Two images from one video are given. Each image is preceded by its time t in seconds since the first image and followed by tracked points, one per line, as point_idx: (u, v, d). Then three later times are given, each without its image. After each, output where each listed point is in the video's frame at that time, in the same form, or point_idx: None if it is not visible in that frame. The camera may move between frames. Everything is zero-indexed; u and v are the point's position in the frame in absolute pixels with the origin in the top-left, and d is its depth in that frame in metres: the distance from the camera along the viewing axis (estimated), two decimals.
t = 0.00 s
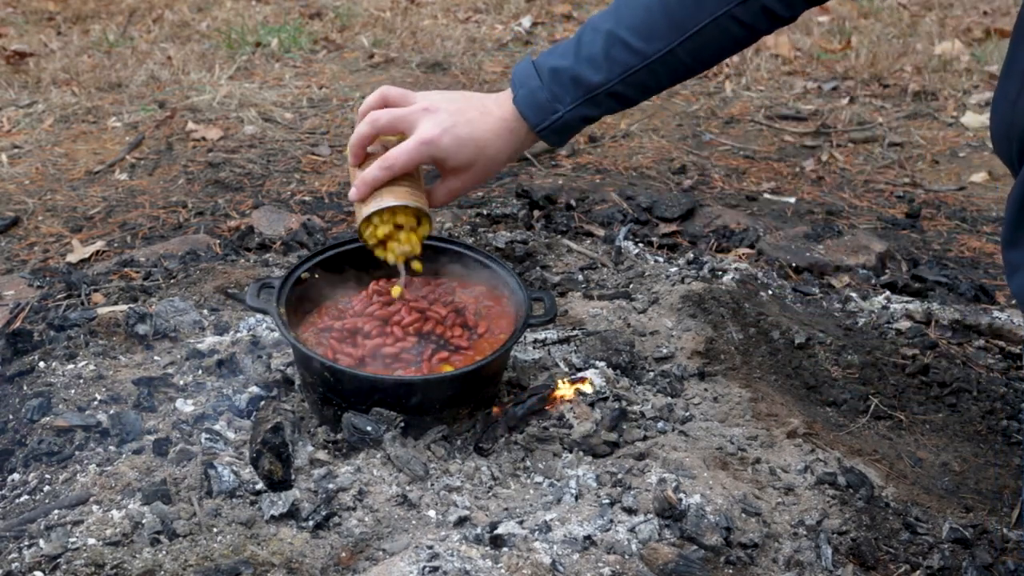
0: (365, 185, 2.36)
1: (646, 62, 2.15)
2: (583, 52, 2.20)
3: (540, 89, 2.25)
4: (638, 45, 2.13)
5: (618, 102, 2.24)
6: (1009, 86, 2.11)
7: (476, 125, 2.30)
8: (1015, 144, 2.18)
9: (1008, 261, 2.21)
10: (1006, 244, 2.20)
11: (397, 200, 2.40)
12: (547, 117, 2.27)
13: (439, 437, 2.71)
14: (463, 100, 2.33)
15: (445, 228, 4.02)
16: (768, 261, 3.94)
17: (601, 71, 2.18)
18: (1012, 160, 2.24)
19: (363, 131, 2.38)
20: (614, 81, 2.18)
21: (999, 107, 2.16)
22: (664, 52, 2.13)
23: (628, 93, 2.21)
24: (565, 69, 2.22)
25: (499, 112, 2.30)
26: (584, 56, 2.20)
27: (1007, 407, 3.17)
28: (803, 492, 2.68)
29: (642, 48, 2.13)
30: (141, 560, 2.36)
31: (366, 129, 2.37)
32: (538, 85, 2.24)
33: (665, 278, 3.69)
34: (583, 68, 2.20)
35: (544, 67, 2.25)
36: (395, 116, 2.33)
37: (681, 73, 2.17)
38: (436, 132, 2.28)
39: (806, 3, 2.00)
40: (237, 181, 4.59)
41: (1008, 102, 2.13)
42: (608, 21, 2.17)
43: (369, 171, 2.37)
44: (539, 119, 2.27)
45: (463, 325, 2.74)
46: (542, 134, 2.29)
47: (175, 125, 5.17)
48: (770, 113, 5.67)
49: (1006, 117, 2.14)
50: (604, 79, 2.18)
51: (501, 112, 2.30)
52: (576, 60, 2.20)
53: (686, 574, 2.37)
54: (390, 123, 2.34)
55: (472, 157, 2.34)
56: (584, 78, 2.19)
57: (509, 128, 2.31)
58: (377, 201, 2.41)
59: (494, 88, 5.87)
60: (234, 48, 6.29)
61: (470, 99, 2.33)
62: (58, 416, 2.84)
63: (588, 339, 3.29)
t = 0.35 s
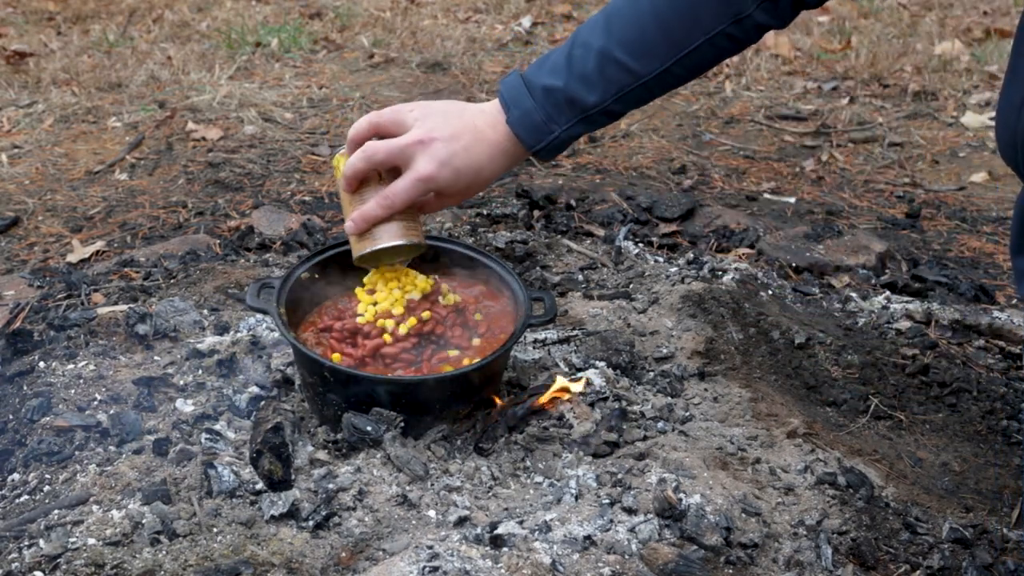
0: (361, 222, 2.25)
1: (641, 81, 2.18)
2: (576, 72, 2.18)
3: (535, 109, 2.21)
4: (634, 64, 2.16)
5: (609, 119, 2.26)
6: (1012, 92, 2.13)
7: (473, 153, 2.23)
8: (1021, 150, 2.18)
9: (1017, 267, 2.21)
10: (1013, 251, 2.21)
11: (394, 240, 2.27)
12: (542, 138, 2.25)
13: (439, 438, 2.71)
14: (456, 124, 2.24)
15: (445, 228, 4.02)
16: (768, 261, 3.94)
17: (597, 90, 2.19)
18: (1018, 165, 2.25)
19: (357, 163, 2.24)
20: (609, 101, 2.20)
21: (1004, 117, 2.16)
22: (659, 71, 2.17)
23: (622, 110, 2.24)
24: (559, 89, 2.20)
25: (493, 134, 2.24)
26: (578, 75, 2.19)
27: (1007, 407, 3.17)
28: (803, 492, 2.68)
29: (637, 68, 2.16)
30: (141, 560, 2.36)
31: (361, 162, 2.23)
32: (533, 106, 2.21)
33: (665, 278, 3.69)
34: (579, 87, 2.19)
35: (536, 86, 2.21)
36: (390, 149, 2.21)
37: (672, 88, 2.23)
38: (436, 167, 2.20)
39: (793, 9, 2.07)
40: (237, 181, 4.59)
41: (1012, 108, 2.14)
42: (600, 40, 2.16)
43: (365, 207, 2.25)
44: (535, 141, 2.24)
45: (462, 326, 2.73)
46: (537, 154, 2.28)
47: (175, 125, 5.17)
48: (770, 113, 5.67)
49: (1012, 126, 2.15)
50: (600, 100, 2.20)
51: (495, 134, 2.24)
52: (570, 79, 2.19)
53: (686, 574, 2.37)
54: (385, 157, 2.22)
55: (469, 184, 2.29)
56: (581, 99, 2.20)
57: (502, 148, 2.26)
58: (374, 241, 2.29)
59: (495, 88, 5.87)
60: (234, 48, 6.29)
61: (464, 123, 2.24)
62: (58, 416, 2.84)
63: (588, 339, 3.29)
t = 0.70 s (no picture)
0: (371, 237, 2.23)
1: (624, 71, 2.22)
2: (559, 65, 2.21)
3: (520, 105, 2.22)
4: (618, 55, 2.20)
5: (592, 110, 2.29)
6: (1005, 94, 2.13)
7: (480, 160, 2.23)
8: (1014, 151, 2.19)
9: (1011, 266, 2.20)
10: (1009, 250, 2.20)
11: (398, 250, 2.35)
12: (529, 134, 2.24)
13: (439, 438, 2.71)
14: (461, 131, 2.21)
15: (445, 228, 4.02)
16: (768, 261, 3.94)
17: (582, 83, 2.22)
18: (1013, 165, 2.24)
19: (367, 186, 2.15)
20: (593, 93, 2.24)
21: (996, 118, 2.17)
22: (642, 61, 2.21)
23: (604, 101, 2.27)
24: (542, 83, 2.22)
25: (499, 139, 2.24)
26: (561, 68, 2.21)
27: (1007, 407, 3.17)
28: (803, 492, 2.68)
29: (620, 58, 2.20)
30: (141, 560, 2.36)
31: (372, 185, 2.15)
32: (518, 102, 2.21)
33: (665, 278, 3.69)
34: (564, 80, 2.21)
35: (519, 82, 2.22)
36: (404, 170, 2.15)
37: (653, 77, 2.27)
38: (448, 182, 2.19)
39: None
40: (237, 181, 4.59)
41: (1005, 111, 2.14)
42: (581, 32, 2.19)
43: (374, 222, 2.22)
44: (523, 137, 2.24)
45: (462, 325, 2.73)
46: (524, 149, 2.28)
47: (175, 125, 5.17)
48: (770, 113, 5.67)
49: (1005, 127, 2.16)
50: (584, 92, 2.23)
51: (500, 139, 2.24)
52: (554, 73, 2.20)
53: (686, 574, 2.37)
54: (398, 179, 2.15)
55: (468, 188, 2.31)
56: (565, 92, 2.22)
57: (507, 151, 2.28)
58: (381, 251, 2.33)
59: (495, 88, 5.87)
60: (234, 48, 6.29)
61: (468, 130, 2.22)
62: (58, 416, 2.84)
63: (588, 339, 3.29)
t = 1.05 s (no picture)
0: (371, 230, 2.23)
1: (614, 65, 2.26)
2: (549, 59, 2.25)
3: (510, 97, 2.25)
4: (608, 49, 2.24)
5: (582, 105, 2.33)
6: (1004, 92, 2.14)
7: (476, 153, 2.28)
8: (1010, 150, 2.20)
9: (1006, 265, 2.22)
10: (1004, 248, 2.21)
11: (400, 243, 2.30)
12: (518, 125, 2.27)
13: (439, 438, 2.71)
14: (458, 123, 2.25)
15: (445, 228, 4.02)
16: (768, 261, 3.95)
17: (571, 76, 2.26)
18: (1010, 164, 2.25)
19: (367, 179, 2.16)
20: (582, 86, 2.28)
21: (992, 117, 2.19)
22: (632, 55, 2.25)
23: (594, 96, 2.31)
24: (532, 76, 2.26)
25: (494, 133, 2.28)
26: (551, 62, 2.26)
27: (1007, 407, 3.17)
28: (803, 492, 2.67)
29: (610, 52, 2.24)
30: (141, 560, 2.36)
31: (372, 178, 2.16)
32: (508, 93, 2.25)
33: (665, 278, 3.69)
34: (553, 73, 2.25)
35: (510, 75, 2.26)
36: (402, 162, 2.17)
37: (644, 72, 2.30)
38: (446, 175, 2.23)
39: None
40: (237, 181, 4.59)
41: (1002, 110, 2.16)
42: (571, 26, 2.24)
43: (374, 215, 2.22)
44: (511, 128, 2.27)
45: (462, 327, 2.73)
46: (513, 143, 2.30)
47: (175, 125, 5.17)
48: (770, 113, 5.67)
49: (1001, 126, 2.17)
50: (574, 85, 2.27)
51: (493, 133, 2.28)
52: (544, 66, 2.25)
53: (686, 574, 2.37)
54: (397, 170, 2.17)
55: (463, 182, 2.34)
56: (555, 85, 2.26)
57: (503, 144, 2.32)
58: (381, 244, 2.28)
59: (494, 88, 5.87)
60: (234, 48, 6.29)
61: (464, 122, 2.26)
62: (58, 416, 2.84)
63: (588, 339, 3.29)
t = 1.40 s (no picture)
0: (352, 161, 2.25)
1: (612, 48, 2.24)
2: (548, 36, 2.24)
3: (505, 64, 2.24)
4: (607, 30, 2.22)
5: (577, 87, 2.30)
6: (1005, 92, 2.14)
7: (471, 107, 2.25)
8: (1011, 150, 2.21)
9: (1006, 265, 2.23)
10: (1004, 249, 2.22)
11: (372, 191, 2.34)
12: (510, 94, 2.25)
13: (439, 437, 2.71)
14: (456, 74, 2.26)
15: (445, 228, 4.02)
16: (768, 261, 3.95)
17: (568, 53, 2.24)
18: (1012, 164, 2.26)
19: (353, 107, 2.21)
20: (579, 66, 2.25)
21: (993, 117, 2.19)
22: (630, 39, 2.23)
23: (590, 79, 2.28)
24: (530, 49, 2.24)
25: (485, 97, 2.26)
26: (550, 38, 2.24)
27: (1007, 407, 3.17)
28: (803, 492, 2.67)
29: (609, 34, 2.22)
30: (141, 560, 2.36)
31: (357, 106, 2.21)
32: (504, 62, 2.24)
33: (665, 278, 3.69)
34: (551, 48, 2.24)
35: (507, 44, 2.25)
36: (389, 93, 2.20)
37: (641, 61, 2.28)
38: (435, 115, 2.20)
39: None
40: (237, 181, 4.59)
41: (1003, 111, 2.16)
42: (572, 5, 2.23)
43: (356, 146, 2.22)
44: (501, 96, 2.25)
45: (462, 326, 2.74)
46: (502, 111, 2.27)
47: (175, 125, 5.17)
48: (769, 113, 5.67)
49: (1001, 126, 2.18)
50: (570, 63, 2.24)
51: (484, 97, 2.26)
52: (543, 41, 2.24)
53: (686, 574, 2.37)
54: (383, 100, 2.20)
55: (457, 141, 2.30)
56: (552, 60, 2.24)
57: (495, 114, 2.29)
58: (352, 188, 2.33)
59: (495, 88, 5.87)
60: (234, 48, 6.29)
61: (462, 74, 2.26)
62: (58, 416, 2.84)
63: (588, 339, 3.29)
